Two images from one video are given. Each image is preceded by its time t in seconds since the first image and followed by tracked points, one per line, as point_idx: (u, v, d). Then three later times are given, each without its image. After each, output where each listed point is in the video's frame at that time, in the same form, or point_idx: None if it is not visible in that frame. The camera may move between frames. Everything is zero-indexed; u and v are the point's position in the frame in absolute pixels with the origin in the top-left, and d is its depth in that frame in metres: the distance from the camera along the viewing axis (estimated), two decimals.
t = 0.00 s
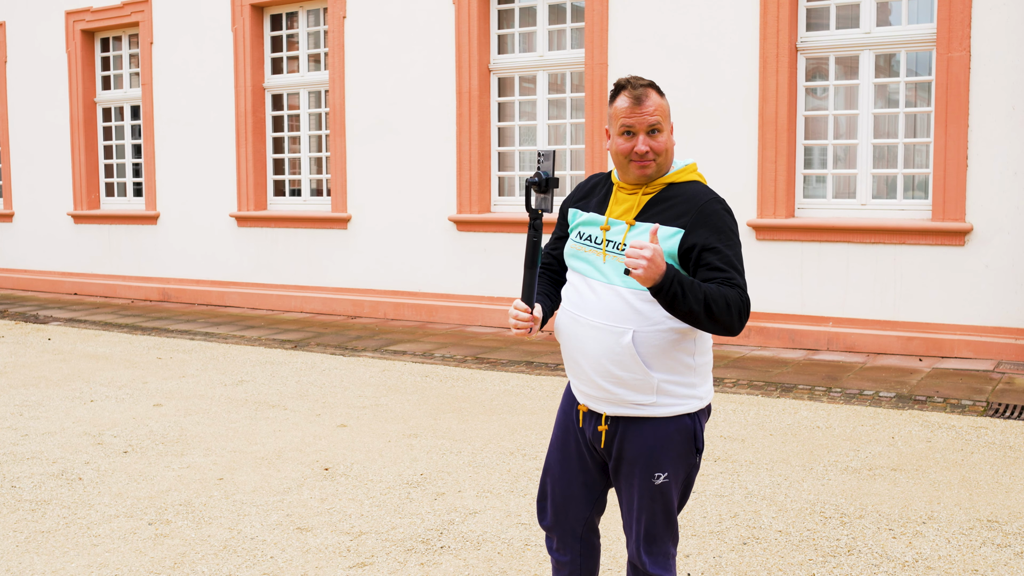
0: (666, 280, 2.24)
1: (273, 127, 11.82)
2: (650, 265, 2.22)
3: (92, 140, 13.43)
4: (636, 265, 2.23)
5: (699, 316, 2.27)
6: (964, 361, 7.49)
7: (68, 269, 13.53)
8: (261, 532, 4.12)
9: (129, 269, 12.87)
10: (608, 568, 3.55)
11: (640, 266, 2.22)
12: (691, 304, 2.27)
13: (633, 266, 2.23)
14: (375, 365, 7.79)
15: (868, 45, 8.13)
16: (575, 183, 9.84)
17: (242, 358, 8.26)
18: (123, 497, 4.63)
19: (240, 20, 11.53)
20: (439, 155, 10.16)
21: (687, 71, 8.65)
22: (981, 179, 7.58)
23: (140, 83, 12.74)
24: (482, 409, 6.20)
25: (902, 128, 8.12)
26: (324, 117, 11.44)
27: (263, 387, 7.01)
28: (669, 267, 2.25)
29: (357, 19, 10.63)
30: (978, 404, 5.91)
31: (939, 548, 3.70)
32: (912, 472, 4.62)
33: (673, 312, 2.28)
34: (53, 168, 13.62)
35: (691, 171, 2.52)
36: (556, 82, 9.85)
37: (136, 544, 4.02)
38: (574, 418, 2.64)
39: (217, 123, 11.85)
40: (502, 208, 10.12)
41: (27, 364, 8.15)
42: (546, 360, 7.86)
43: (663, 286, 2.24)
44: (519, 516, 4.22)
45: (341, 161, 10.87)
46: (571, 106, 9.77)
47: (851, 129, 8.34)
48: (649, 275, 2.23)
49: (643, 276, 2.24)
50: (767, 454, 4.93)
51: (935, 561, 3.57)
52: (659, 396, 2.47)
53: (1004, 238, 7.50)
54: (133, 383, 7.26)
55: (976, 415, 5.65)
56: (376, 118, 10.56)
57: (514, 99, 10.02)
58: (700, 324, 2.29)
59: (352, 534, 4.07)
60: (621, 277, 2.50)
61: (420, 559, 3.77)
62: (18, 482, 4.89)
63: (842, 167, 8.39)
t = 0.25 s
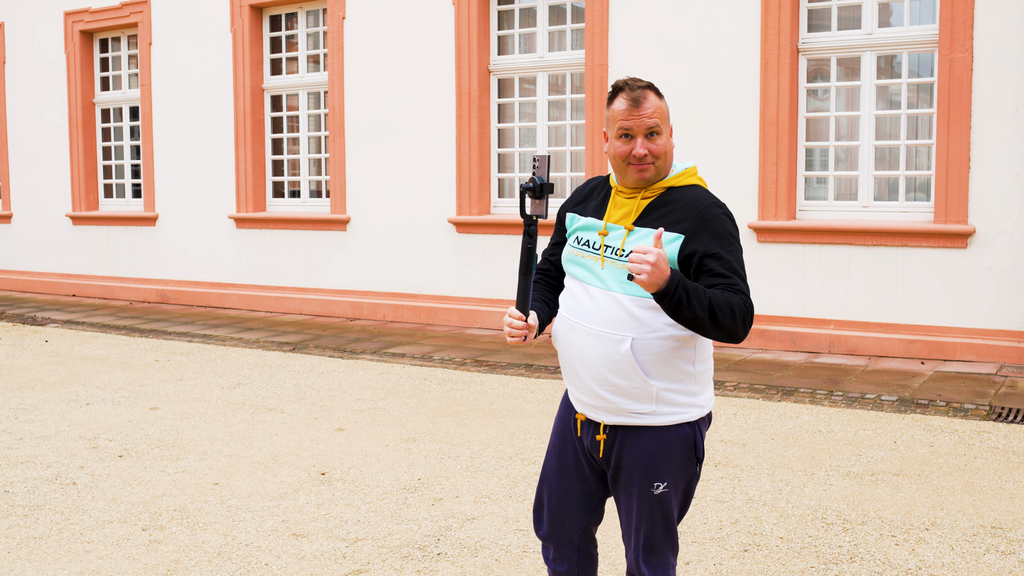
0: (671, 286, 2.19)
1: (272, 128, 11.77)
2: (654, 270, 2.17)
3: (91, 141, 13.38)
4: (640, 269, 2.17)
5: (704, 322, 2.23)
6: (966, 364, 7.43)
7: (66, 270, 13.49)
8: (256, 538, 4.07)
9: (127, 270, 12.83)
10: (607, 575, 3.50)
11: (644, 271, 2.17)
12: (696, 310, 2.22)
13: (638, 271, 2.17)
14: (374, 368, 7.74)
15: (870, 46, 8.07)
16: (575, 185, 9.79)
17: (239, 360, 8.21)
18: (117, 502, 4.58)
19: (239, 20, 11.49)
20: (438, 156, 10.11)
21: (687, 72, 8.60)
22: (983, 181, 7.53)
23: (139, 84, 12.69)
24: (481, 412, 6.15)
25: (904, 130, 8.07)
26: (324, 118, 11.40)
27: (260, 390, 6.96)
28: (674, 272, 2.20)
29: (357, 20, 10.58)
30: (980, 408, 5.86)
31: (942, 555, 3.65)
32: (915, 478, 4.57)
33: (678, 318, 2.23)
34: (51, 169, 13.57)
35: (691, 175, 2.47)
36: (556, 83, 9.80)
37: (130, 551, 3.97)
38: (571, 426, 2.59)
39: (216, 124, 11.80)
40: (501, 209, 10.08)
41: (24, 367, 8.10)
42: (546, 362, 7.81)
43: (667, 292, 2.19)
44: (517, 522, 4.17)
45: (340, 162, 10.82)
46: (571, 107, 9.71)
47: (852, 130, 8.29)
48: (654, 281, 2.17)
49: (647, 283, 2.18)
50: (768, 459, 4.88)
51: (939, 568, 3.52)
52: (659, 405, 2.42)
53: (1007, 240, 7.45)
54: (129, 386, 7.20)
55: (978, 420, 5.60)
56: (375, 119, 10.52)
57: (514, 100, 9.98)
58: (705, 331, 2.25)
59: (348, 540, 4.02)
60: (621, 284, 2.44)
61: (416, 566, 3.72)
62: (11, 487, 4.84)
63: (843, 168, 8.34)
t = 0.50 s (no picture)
0: (670, 289, 2.14)
1: (269, 128, 11.72)
2: (652, 273, 2.12)
3: (88, 142, 13.33)
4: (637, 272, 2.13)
5: (703, 327, 2.18)
6: (968, 365, 7.39)
7: (63, 271, 13.43)
8: (250, 543, 4.02)
9: (125, 271, 12.77)
10: None
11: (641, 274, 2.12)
12: (694, 315, 2.17)
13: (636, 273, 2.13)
14: (371, 370, 7.69)
15: (871, 45, 8.03)
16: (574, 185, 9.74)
17: (236, 362, 8.16)
18: (110, 507, 4.53)
19: (236, 20, 11.44)
20: (437, 156, 10.06)
21: (687, 72, 8.55)
22: (985, 181, 7.48)
23: (136, 84, 12.65)
24: (479, 414, 6.10)
25: (905, 130, 8.02)
26: (321, 118, 11.35)
27: (257, 392, 6.91)
28: (673, 275, 2.15)
29: (355, 19, 10.53)
30: (983, 410, 5.81)
31: (946, 560, 3.60)
32: (917, 481, 4.52)
33: (676, 322, 2.18)
34: (48, 170, 13.52)
35: (691, 176, 2.42)
36: (555, 83, 9.75)
37: (122, 556, 3.91)
38: (569, 432, 2.55)
39: (213, 124, 11.75)
40: (500, 210, 10.03)
41: (19, 369, 8.04)
42: (544, 364, 7.76)
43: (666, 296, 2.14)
44: (515, 526, 4.12)
45: (338, 162, 10.76)
46: (570, 107, 9.66)
47: (853, 130, 8.24)
48: (652, 284, 2.13)
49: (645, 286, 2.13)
50: (769, 462, 4.83)
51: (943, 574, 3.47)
52: (659, 412, 2.37)
53: (1009, 241, 7.40)
54: (125, 388, 7.15)
55: (981, 422, 5.55)
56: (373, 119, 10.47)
57: (513, 100, 9.93)
58: (703, 336, 2.20)
59: (343, 545, 3.97)
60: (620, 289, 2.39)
61: (413, 572, 3.67)
62: (4, 491, 4.78)
63: (844, 168, 8.29)
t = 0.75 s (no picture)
0: (669, 291, 2.08)
1: (267, 128, 11.67)
2: (650, 275, 2.07)
3: (86, 141, 13.27)
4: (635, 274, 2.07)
5: (703, 331, 2.12)
6: (970, 366, 7.33)
7: (60, 271, 13.37)
8: (245, 548, 3.96)
9: (122, 271, 12.71)
10: None
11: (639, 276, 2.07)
12: (694, 318, 2.11)
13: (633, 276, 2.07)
14: (369, 371, 7.63)
15: (872, 44, 7.97)
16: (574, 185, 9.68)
17: (234, 363, 8.10)
18: (104, 510, 4.47)
19: (234, 19, 11.38)
20: (435, 156, 10.00)
21: (687, 71, 8.49)
22: (987, 181, 7.42)
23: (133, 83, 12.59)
24: (478, 416, 6.05)
25: (907, 129, 7.97)
26: (319, 118, 11.30)
27: (254, 394, 6.85)
28: (672, 277, 2.10)
29: (353, 18, 10.47)
30: (986, 412, 5.76)
31: (951, 565, 3.54)
32: (921, 484, 4.46)
33: (675, 325, 2.12)
34: (45, 169, 13.45)
35: (694, 175, 2.36)
36: (555, 82, 9.70)
37: (115, 561, 3.86)
38: (569, 438, 2.49)
39: (211, 123, 11.69)
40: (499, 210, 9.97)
41: (14, 370, 7.98)
42: (544, 365, 7.70)
43: (664, 299, 2.08)
44: (514, 530, 4.06)
45: (336, 162, 10.70)
46: (570, 106, 9.61)
47: (854, 130, 8.19)
48: (650, 287, 2.07)
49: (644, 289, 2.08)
50: (771, 465, 4.77)
51: None
52: (661, 417, 2.31)
53: (1012, 241, 7.34)
54: (121, 390, 7.09)
55: (984, 424, 5.49)
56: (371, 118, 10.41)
57: (512, 99, 9.88)
58: (704, 340, 2.14)
59: (340, 549, 3.91)
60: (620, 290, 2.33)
61: None
62: None
63: (846, 168, 8.23)
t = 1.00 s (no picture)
0: (670, 296, 2.03)
1: (265, 127, 11.60)
2: (650, 280, 2.01)
3: (82, 140, 13.21)
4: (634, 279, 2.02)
5: (707, 336, 2.06)
6: (973, 367, 7.28)
7: (57, 271, 13.31)
8: (240, 552, 3.90)
9: (119, 271, 12.65)
10: None
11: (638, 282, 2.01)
12: (697, 322, 2.05)
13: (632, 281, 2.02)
14: (367, 372, 7.57)
15: (874, 43, 7.91)
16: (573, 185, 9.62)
17: (230, 364, 8.04)
18: (97, 514, 4.41)
19: (231, 17, 11.32)
20: (434, 155, 9.94)
21: (688, 70, 8.44)
22: (990, 180, 7.37)
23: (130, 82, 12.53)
24: (476, 418, 5.99)
25: (909, 129, 7.91)
26: (317, 117, 11.24)
27: (251, 395, 6.79)
28: (673, 280, 2.04)
29: (351, 16, 10.41)
30: (989, 414, 5.70)
31: (957, 571, 3.48)
32: (925, 488, 4.41)
33: (678, 331, 2.07)
34: (41, 169, 13.39)
35: (698, 174, 2.30)
36: (554, 81, 9.64)
37: (107, 566, 3.79)
38: (569, 444, 2.43)
39: (208, 123, 11.63)
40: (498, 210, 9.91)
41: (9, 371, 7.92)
42: (543, 366, 7.65)
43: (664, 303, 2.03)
44: (513, 535, 4.01)
45: (334, 161, 10.64)
46: (570, 105, 9.56)
47: (855, 130, 8.14)
48: (650, 291, 2.02)
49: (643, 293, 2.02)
50: (773, 468, 4.72)
51: None
52: (665, 424, 2.26)
53: (1015, 241, 7.29)
54: (116, 391, 7.03)
55: (988, 426, 5.44)
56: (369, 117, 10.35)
57: (511, 98, 9.82)
58: (707, 345, 2.08)
59: (336, 554, 3.85)
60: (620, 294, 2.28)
61: None
62: None
63: (847, 168, 8.18)
